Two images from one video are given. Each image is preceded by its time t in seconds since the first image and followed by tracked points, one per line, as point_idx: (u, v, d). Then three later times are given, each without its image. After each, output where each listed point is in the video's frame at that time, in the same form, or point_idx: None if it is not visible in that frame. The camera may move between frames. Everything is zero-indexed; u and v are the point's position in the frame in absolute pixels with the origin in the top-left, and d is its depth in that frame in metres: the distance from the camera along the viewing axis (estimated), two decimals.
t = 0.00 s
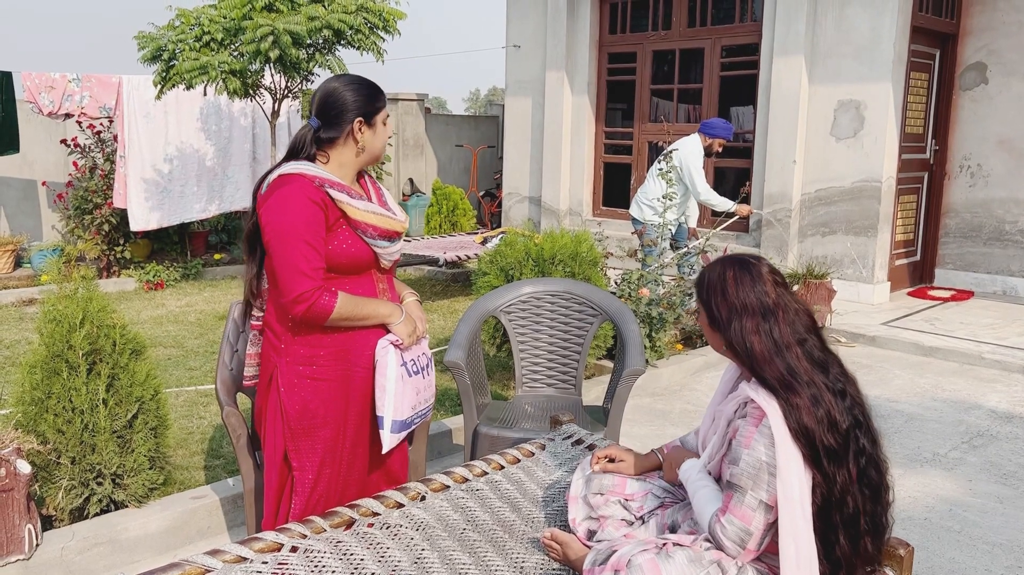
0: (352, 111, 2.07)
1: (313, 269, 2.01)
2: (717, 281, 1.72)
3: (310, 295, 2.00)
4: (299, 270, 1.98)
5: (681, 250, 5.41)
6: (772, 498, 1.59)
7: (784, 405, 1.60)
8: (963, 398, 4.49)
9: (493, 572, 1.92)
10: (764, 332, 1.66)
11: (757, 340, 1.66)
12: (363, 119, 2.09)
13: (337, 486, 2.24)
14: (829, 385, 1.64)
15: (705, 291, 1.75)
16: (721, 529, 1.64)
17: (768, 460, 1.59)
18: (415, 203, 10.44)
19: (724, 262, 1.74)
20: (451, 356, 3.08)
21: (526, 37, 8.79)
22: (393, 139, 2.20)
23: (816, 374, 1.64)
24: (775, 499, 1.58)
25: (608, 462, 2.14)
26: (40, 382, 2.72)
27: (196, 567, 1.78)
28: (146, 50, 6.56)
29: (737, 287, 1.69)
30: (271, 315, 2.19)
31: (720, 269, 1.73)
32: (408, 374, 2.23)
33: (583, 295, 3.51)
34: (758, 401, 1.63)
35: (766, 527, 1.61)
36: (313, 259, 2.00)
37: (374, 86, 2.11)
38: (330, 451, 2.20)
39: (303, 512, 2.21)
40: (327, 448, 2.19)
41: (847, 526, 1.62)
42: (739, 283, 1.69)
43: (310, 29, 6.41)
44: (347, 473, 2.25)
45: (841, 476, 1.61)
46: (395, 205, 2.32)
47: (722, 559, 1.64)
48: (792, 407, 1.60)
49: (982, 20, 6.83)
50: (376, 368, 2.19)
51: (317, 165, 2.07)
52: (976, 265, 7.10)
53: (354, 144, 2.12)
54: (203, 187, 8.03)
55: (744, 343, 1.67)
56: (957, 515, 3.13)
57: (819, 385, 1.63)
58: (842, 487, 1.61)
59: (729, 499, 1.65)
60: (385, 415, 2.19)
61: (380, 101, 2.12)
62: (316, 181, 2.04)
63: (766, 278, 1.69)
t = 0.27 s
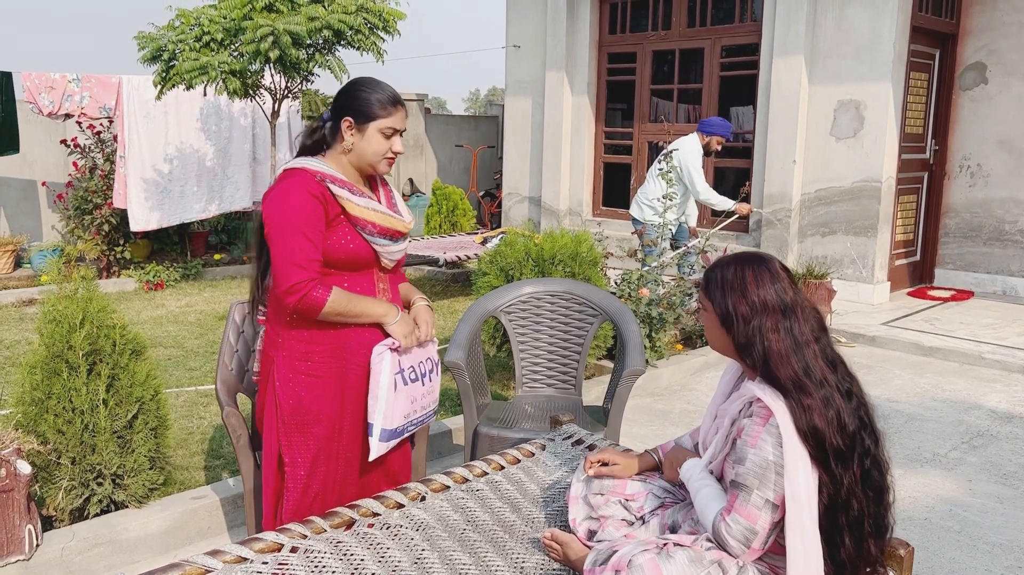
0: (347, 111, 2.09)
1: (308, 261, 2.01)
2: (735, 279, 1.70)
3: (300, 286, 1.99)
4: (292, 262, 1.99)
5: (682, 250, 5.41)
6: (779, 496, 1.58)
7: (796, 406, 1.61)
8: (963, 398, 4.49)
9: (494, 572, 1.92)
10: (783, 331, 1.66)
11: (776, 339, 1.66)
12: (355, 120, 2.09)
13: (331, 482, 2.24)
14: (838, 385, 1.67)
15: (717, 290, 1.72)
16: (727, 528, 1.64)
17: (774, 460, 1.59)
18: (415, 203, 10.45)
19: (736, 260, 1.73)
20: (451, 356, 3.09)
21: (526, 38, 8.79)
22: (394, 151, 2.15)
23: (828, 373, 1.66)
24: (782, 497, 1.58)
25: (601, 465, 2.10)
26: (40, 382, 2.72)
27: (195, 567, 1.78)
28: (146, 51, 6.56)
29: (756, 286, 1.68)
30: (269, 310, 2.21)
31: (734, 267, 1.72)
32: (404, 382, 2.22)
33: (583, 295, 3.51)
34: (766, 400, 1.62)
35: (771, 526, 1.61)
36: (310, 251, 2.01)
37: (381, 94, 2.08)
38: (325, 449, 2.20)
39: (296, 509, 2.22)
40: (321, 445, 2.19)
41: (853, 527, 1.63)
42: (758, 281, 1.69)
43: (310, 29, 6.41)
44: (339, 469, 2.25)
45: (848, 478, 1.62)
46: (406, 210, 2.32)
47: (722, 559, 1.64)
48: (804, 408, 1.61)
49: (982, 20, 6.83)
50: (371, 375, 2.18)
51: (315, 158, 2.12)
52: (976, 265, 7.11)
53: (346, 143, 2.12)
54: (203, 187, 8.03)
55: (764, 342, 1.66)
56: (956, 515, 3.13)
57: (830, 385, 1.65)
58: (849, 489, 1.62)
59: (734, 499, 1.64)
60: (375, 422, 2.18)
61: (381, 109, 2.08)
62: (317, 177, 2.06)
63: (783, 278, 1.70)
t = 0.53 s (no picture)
0: (363, 113, 2.10)
1: (302, 256, 2.03)
2: (735, 279, 1.70)
3: (292, 280, 2.03)
4: (285, 256, 2.02)
5: (682, 250, 5.41)
6: (782, 496, 1.59)
7: (800, 404, 1.61)
8: (963, 398, 4.49)
9: (494, 571, 1.92)
10: (786, 325, 1.67)
11: (781, 334, 1.66)
12: (370, 123, 2.09)
13: (326, 481, 2.23)
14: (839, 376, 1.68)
15: (715, 295, 1.71)
16: (728, 528, 1.64)
17: (779, 460, 1.59)
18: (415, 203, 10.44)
19: (731, 263, 1.73)
20: (451, 355, 3.09)
21: (526, 38, 8.79)
22: (407, 157, 2.14)
23: (829, 364, 1.67)
24: (785, 497, 1.59)
25: (603, 466, 2.09)
26: (40, 382, 2.72)
27: (196, 567, 1.79)
28: (146, 50, 6.57)
29: (756, 283, 1.68)
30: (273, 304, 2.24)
31: (730, 270, 1.71)
32: (392, 393, 2.16)
33: (583, 295, 3.51)
34: (768, 400, 1.63)
35: (774, 525, 1.62)
36: (305, 247, 2.03)
37: (399, 100, 2.08)
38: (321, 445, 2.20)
39: (288, 501, 2.23)
40: (315, 440, 2.19)
41: (857, 520, 1.64)
42: (757, 278, 1.69)
43: (310, 29, 6.40)
44: (333, 468, 2.23)
45: (853, 474, 1.62)
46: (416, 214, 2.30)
47: (723, 558, 1.64)
48: (809, 406, 1.61)
49: (982, 19, 6.83)
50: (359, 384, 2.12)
51: (328, 157, 2.13)
52: (976, 264, 7.11)
53: (359, 146, 2.13)
54: (203, 187, 8.02)
55: (770, 340, 1.66)
56: (956, 515, 3.13)
57: (833, 377, 1.66)
58: (854, 484, 1.62)
59: (736, 498, 1.64)
60: (363, 432, 2.13)
61: (396, 115, 2.08)
62: (321, 174, 2.08)
63: (780, 272, 1.71)
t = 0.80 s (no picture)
0: (369, 113, 2.10)
1: (297, 254, 2.04)
2: (733, 283, 1.69)
3: (285, 277, 2.03)
4: (282, 254, 2.03)
5: (681, 249, 5.42)
6: (780, 495, 1.59)
7: (800, 406, 1.61)
8: (963, 397, 4.49)
9: (494, 569, 1.92)
10: (786, 326, 1.67)
11: (781, 336, 1.67)
12: (376, 123, 2.08)
13: (324, 479, 2.22)
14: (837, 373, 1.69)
15: (713, 299, 1.70)
16: (726, 528, 1.64)
17: (777, 460, 1.59)
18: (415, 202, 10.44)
19: (727, 265, 1.72)
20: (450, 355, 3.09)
21: (526, 37, 8.79)
22: (414, 156, 2.13)
23: (827, 362, 1.69)
24: (782, 496, 1.59)
25: (601, 470, 2.10)
26: (40, 381, 2.72)
27: (196, 565, 1.80)
28: (145, 49, 6.57)
29: (755, 285, 1.69)
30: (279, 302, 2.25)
31: (727, 272, 1.71)
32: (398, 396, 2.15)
33: (583, 294, 3.51)
34: (765, 399, 1.63)
35: (771, 524, 1.62)
36: (301, 245, 2.04)
37: (405, 100, 2.08)
38: (319, 443, 2.20)
39: (286, 496, 2.25)
40: (313, 438, 2.19)
41: (860, 516, 1.65)
42: (755, 280, 1.69)
43: (310, 28, 6.40)
44: (331, 465, 2.21)
45: (853, 470, 1.63)
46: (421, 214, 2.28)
47: (723, 556, 1.64)
48: (809, 408, 1.61)
49: (982, 18, 6.83)
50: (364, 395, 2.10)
51: (332, 156, 2.13)
52: (976, 263, 7.11)
53: (366, 146, 2.12)
54: (203, 186, 8.01)
55: (770, 342, 1.67)
56: (956, 513, 3.13)
57: (832, 375, 1.67)
58: (855, 481, 1.63)
59: (734, 498, 1.64)
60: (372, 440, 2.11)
61: (402, 114, 2.07)
62: (321, 173, 2.08)
63: (776, 272, 1.72)
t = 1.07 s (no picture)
0: (368, 113, 2.08)
1: (294, 256, 2.04)
2: (724, 285, 1.70)
3: (284, 278, 2.04)
4: (280, 255, 2.04)
5: (681, 247, 5.42)
6: (770, 494, 1.59)
7: (789, 407, 1.61)
8: (962, 395, 4.49)
9: (492, 568, 1.92)
10: (775, 331, 1.68)
11: (769, 340, 1.67)
12: (375, 123, 2.06)
13: (325, 478, 2.22)
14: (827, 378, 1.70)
15: (705, 300, 1.70)
16: (717, 528, 1.63)
17: (766, 458, 1.59)
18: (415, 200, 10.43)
19: (720, 265, 1.72)
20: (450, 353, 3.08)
21: (525, 35, 8.79)
22: (415, 154, 2.09)
23: (816, 366, 1.69)
24: (774, 494, 1.59)
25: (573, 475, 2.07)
26: (39, 380, 2.72)
27: (195, 564, 1.80)
28: (144, 48, 6.58)
29: (745, 288, 1.69)
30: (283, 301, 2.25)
31: (720, 271, 1.71)
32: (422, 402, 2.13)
33: (583, 293, 3.51)
34: (752, 399, 1.63)
35: (763, 525, 1.61)
36: (298, 247, 2.04)
37: (404, 98, 2.05)
38: (320, 442, 2.19)
39: (288, 494, 2.26)
40: (315, 437, 2.19)
41: (852, 520, 1.65)
42: (746, 283, 1.70)
43: (309, 27, 6.39)
44: (332, 465, 2.21)
45: (843, 473, 1.63)
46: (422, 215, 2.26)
47: (720, 558, 1.62)
48: (798, 409, 1.61)
49: (981, 17, 6.83)
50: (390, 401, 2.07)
51: (331, 157, 2.13)
52: (975, 262, 7.11)
53: (366, 146, 2.10)
54: (202, 185, 8.01)
55: (759, 345, 1.67)
56: (956, 512, 3.13)
57: (821, 380, 1.68)
58: (846, 483, 1.63)
59: (724, 499, 1.64)
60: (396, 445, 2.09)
61: (400, 112, 2.04)
62: (320, 175, 2.08)
63: (767, 276, 1.72)
